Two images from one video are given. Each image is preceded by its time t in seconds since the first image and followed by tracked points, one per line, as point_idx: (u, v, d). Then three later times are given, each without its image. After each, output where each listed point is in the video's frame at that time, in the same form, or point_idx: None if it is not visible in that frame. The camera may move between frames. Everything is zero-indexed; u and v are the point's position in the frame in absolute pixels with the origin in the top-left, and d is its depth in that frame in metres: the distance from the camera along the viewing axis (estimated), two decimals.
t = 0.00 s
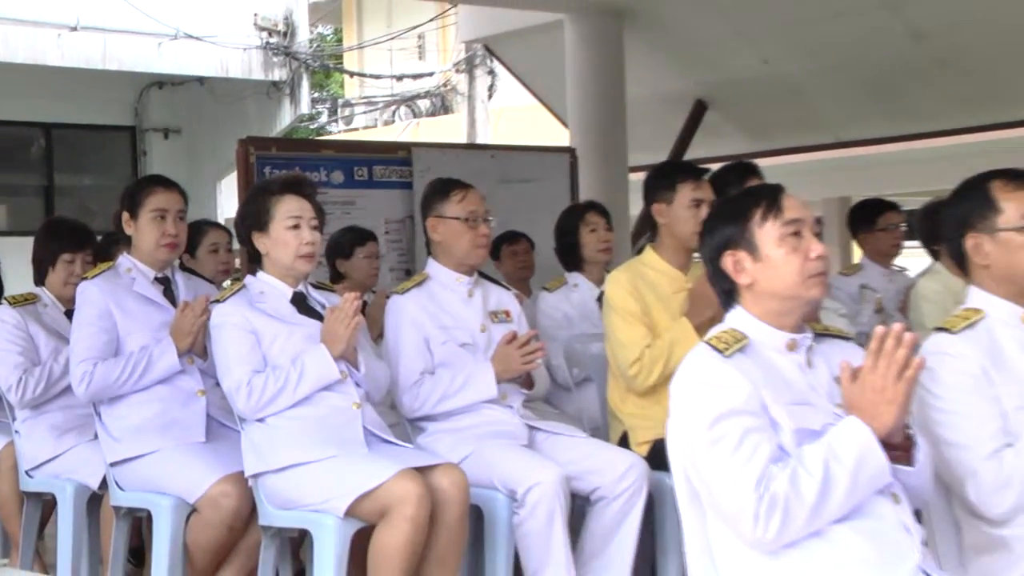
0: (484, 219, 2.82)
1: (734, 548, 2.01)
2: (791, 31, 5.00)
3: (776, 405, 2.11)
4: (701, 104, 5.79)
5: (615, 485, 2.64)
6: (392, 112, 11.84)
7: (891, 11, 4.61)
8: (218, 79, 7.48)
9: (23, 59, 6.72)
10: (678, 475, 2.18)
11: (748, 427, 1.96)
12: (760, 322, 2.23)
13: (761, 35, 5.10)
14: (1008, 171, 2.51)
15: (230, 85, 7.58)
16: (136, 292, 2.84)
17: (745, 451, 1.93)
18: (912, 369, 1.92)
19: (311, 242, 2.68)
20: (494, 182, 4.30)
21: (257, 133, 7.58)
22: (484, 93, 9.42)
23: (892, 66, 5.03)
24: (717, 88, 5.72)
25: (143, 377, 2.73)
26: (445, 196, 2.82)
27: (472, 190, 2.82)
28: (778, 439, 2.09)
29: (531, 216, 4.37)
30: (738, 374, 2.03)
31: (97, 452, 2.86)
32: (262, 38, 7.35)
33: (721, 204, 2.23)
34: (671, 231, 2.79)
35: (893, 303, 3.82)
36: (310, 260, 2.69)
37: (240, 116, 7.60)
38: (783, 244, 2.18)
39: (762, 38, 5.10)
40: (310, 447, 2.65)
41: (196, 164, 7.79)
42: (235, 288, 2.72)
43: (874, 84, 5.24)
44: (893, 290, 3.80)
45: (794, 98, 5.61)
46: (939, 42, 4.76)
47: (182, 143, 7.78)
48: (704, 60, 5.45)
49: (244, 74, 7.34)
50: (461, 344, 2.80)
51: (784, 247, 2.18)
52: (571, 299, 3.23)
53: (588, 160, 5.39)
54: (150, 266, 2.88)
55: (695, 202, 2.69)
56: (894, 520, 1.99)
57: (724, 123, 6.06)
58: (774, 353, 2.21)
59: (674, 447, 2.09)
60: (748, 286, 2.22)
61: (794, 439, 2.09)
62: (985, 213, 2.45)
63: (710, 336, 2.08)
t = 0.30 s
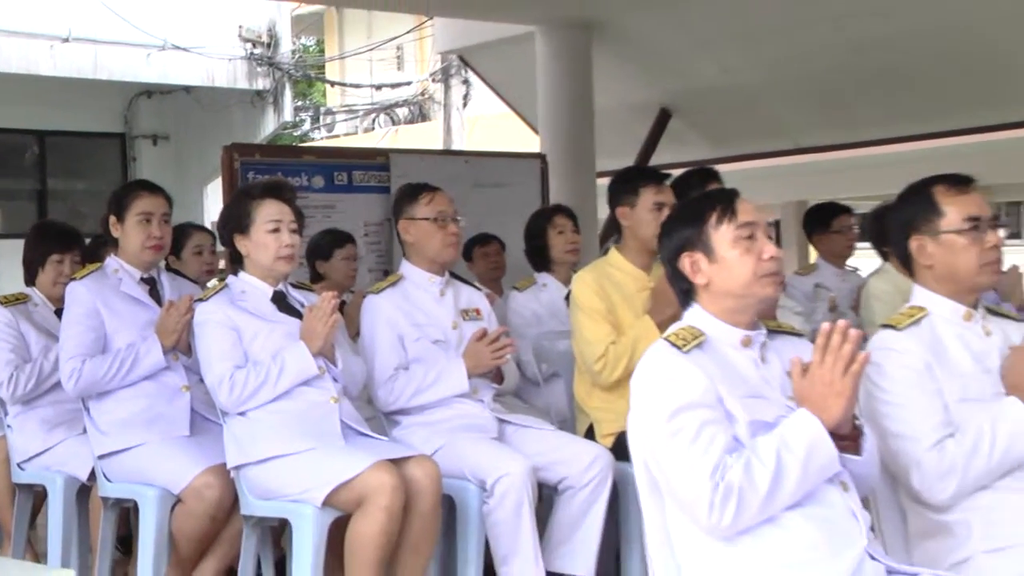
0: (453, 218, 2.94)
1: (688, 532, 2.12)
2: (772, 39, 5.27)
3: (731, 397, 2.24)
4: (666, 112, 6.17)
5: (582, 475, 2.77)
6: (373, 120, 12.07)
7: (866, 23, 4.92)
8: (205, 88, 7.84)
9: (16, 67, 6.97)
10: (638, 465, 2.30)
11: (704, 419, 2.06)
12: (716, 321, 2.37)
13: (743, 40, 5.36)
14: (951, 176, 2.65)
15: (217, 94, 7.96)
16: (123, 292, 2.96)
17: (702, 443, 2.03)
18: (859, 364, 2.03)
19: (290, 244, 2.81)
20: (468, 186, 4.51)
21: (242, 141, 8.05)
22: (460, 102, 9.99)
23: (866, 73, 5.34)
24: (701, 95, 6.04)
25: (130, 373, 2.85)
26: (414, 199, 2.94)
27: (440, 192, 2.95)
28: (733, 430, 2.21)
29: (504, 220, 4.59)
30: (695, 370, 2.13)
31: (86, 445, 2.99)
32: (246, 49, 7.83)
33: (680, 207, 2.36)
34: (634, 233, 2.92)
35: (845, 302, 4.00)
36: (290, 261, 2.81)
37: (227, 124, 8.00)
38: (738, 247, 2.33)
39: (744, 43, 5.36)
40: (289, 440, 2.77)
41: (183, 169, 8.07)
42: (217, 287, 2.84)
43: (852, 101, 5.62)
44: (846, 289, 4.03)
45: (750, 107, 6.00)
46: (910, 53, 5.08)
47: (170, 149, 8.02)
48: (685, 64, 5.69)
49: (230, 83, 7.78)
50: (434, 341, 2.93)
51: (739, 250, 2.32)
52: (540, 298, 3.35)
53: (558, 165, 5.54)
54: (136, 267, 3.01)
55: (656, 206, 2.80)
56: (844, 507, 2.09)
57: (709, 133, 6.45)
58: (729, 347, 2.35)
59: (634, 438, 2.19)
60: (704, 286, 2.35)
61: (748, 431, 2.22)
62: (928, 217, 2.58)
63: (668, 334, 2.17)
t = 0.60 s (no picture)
0: (419, 218, 3.08)
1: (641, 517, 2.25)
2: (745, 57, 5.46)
3: (683, 389, 2.38)
4: (629, 118, 6.34)
5: (545, 464, 2.91)
6: (350, 125, 12.50)
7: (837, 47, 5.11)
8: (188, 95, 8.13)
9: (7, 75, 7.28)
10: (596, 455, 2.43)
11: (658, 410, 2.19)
12: (670, 317, 2.50)
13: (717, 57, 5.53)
14: (890, 180, 2.80)
15: (198, 100, 8.22)
16: (107, 290, 3.09)
17: (655, 433, 2.17)
18: (804, 358, 2.18)
19: (266, 244, 2.94)
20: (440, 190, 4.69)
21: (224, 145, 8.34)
22: (432, 108, 11.07)
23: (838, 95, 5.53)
24: (677, 110, 6.23)
25: (113, 368, 2.99)
26: (380, 201, 3.08)
27: (406, 194, 3.09)
28: (685, 420, 2.34)
29: (473, 220, 4.78)
30: (648, 363, 2.28)
31: (70, 437, 3.12)
32: (228, 58, 8.11)
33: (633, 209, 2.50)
34: (595, 234, 3.06)
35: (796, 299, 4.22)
36: (266, 260, 2.94)
37: (209, 129, 8.29)
38: (687, 247, 2.48)
39: (720, 62, 5.55)
40: (265, 431, 2.89)
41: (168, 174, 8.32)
42: (196, 285, 2.96)
43: (824, 114, 5.74)
44: (797, 286, 4.24)
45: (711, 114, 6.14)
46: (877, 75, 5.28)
47: (154, 154, 8.32)
48: (661, 77, 5.86)
49: (213, 91, 8.07)
50: (405, 337, 3.06)
51: (689, 250, 2.47)
52: (507, 296, 3.51)
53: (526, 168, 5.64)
54: (118, 266, 3.14)
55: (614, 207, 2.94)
56: (789, 492, 2.24)
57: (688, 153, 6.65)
58: (682, 342, 2.48)
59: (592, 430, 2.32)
60: (657, 284, 2.49)
61: (699, 420, 2.35)
62: (871, 218, 2.72)
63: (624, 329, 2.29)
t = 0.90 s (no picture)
0: (380, 218, 3.22)
1: (590, 502, 2.38)
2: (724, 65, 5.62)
3: (630, 381, 2.52)
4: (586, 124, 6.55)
5: (502, 453, 3.06)
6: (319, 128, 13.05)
7: (808, 64, 5.26)
8: (167, 101, 8.34)
9: None
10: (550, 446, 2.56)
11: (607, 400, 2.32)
12: (618, 313, 2.66)
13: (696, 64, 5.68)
14: (827, 184, 2.94)
15: (174, 106, 8.51)
16: (83, 288, 3.23)
17: (605, 421, 2.30)
18: (744, 351, 2.33)
19: (235, 245, 3.08)
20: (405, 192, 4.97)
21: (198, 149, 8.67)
22: (398, 115, 11.72)
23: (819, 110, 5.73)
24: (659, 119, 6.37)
25: (88, 363, 3.12)
26: (342, 203, 3.21)
27: (366, 196, 3.22)
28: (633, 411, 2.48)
29: (439, 221, 5.04)
30: (597, 357, 2.43)
31: (47, 429, 3.25)
32: (203, 66, 8.44)
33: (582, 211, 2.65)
34: (550, 234, 3.21)
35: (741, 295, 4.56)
36: (235, 260, 3.08)
37: (184, 134, 8.61)
38: (635, 246, 2.63)
39: (694, 75, 5.71)
40: (234, 423, 3.02)
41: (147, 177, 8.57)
42: (168, 283, 3.09)
43: (777, 119, 5.85)
44: (742, 285, 4.55)
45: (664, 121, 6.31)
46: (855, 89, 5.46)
47: (132, 157, 8.54)
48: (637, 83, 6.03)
49: (188, 97, 8.39)
50: (368, 332, 3.21)
51: (636, 249, 2.63)
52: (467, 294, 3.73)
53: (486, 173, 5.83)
54: (93, 264, 3.28)
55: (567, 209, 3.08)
56: (730, 479, 2.37)
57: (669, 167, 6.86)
58: (630, 337, 2.64)
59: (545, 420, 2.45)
60: (605, 282, 2.64)
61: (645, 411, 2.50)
62: (808, 219, 2.87)
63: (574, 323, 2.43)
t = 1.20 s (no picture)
0: (341, 218, 3.36)
1: (539, 491, 2.52)
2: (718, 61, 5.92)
3: (576, 374, 2.65)
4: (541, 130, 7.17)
5: (458, 443, 3.21)
6: (290, 137, 14.34)
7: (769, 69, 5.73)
8: (141, 107, 8.77)
9: None
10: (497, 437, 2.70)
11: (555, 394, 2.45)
12: (565, 310, 2.80)
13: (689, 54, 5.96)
14: (761, 188, 3.10)
15: (149, 111, 8.90)
16: (55, 286, 3.37)
17: (553, 413, 2.43)
18: (684, 347, 2.50)
19: (201, 245, 3.22)
20: (369, 196, 5.34)
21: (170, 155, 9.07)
22: (363, 123, 12.36)
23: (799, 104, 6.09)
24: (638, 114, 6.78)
25: (60, 357, 3.27)
26: (303, 205, 3.35)
27: (327, 197, 3.36)
28: (578, 403, 2.62)
29: (402, 223, 5.45)
30: (546, 352, 2.57)
31: (20, 422, 3.39)
32: (175, 74, 8.78)
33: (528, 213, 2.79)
34: (504, 236, 3.36)
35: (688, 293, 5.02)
36: (201, 259, 3.23)
37: (157, 139, 9.01)
38: (581, 246, 2.78)
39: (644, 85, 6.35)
40: (200, 415, 3.13)
41: (121, 180, 8.98)
42: (137, 282, 3.22)
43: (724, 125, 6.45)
44: (690, 286, 5.02)
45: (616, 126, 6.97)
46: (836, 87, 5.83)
47: (106, 161, 8.95)
48: (622, 78, 6.31)
49: (160, 103, 8.73)
50: (330, 329, 3.36)
51: (582, 249, 2.78)
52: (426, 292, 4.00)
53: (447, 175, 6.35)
54: (65, 264, 3.42)
55: (521, 211, 3.22)
56: (671, 467, 2.54)
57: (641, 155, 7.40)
58: (575, 332, 2.78)
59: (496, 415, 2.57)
60: (553, 280, 2.79)
61: (591, 402, 2.63)
62: (747, 222, 3.02)
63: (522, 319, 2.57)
